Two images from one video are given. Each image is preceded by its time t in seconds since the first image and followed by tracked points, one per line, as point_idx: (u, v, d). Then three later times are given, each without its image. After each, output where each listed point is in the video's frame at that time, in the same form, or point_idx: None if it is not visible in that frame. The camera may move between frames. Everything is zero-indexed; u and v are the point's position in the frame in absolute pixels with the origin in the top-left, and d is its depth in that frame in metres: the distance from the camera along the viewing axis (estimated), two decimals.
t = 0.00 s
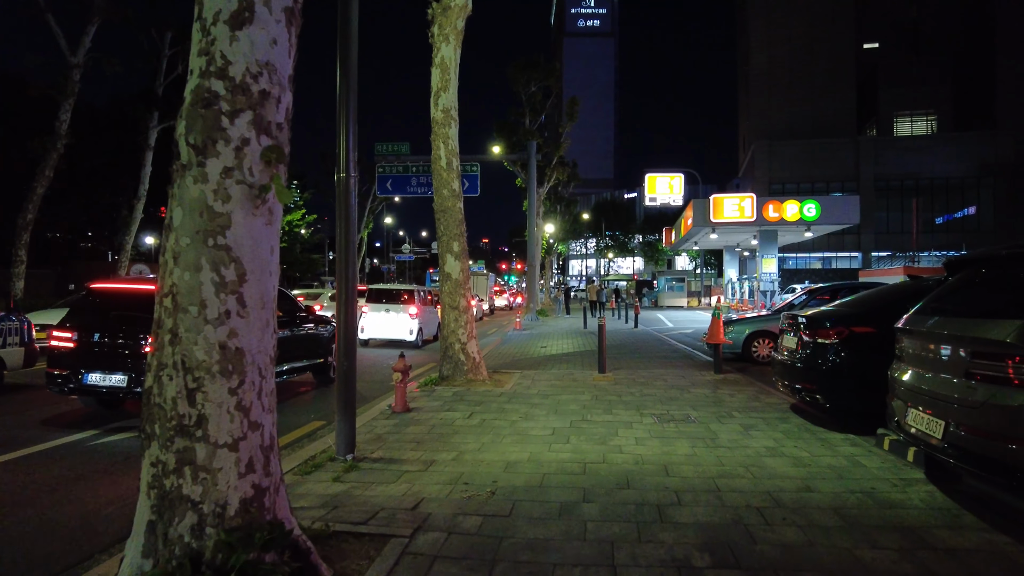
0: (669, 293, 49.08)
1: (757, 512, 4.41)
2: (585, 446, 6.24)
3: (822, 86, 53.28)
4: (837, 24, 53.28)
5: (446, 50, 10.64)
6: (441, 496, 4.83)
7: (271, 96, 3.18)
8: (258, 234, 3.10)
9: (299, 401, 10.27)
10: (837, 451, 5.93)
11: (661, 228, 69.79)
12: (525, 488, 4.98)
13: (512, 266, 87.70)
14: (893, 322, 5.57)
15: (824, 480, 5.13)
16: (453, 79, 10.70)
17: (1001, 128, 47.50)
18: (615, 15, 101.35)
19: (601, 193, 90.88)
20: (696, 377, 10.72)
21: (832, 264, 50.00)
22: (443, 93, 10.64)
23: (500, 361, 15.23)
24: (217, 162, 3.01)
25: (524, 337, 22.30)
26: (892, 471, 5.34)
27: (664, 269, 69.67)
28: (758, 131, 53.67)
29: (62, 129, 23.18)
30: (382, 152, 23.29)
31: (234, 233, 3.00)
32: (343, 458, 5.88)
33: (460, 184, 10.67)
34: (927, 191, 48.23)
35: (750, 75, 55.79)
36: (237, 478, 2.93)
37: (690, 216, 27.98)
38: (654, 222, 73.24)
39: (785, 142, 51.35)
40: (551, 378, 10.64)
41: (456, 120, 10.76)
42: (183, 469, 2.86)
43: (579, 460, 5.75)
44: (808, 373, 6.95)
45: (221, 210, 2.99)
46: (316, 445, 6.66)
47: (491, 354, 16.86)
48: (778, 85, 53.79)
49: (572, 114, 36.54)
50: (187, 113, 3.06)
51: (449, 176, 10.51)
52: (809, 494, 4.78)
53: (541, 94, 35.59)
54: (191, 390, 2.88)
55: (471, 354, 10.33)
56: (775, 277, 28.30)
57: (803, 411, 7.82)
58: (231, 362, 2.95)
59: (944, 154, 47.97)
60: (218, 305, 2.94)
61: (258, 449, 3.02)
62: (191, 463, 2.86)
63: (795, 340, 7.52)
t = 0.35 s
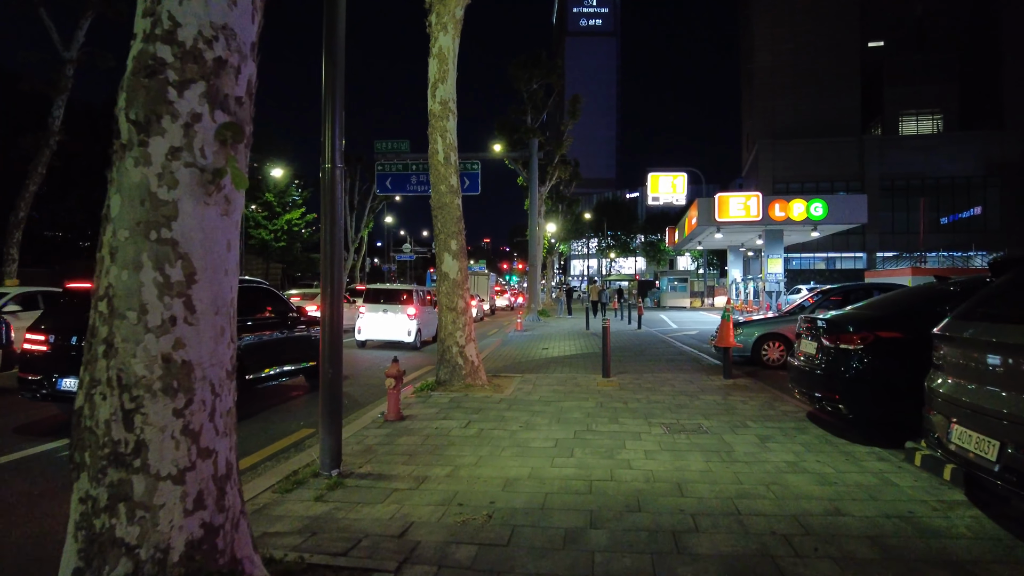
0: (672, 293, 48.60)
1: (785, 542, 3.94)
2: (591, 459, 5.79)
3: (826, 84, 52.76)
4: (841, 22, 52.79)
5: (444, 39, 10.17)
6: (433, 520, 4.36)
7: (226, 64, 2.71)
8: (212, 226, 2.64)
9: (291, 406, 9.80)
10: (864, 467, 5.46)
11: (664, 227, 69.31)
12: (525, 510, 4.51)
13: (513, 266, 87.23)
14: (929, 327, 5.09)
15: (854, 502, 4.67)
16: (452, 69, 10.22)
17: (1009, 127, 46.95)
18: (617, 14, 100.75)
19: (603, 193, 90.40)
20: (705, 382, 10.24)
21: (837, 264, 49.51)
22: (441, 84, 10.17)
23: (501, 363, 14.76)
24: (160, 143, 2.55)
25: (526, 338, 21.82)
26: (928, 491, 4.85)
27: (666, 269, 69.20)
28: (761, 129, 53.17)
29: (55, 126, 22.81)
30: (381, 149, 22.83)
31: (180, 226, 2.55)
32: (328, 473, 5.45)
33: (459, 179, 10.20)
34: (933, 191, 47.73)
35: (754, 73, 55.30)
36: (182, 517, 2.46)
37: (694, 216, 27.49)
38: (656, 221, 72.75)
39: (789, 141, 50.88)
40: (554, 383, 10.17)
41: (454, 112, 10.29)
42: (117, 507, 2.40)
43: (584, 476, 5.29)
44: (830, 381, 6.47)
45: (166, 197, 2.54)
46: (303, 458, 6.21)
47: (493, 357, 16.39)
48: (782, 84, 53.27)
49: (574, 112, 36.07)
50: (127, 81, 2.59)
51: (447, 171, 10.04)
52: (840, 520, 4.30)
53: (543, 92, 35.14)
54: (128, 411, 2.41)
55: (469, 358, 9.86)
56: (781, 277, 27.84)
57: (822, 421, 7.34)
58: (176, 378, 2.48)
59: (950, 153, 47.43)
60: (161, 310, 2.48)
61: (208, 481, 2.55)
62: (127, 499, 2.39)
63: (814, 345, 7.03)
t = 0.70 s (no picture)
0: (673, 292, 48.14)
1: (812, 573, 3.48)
2: (592, 472, 5.33)
3: (829, 82, 52.24)
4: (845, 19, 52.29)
5: (438, 26, 9.70)
6: (415, 545, 3.91)
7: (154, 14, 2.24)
8: (135, 210, 2.19)
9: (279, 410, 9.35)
10: (887, 481, 5.00)
11: (665, 226, 68.86)
12: (519, 532, 4.06)
13: (513, 266, 86.78)
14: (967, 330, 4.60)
15: (885, 522, 4.20)
16: (446, 57, 9.76)
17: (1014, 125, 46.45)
18: (619, 12, 100.15)
19: (604, 192, 89.94)
20: (711, 385, 9.80)
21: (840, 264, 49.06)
22: (435, 72, 9.71)
23: (498, 364, 14.37)
24: (70, 104, 2.09)
25: (526, 337, 21.39)
26: (966, 509, 4.39)
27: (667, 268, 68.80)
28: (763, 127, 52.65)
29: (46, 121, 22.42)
30: (379, 146, 22.38)
31: (92, 209, 2.09)
32: (304, 488, 5.02)
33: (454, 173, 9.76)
34: (938, 190, 47.26)
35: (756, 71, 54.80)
36: (87, 563, 2.01)
37: (696, 213, 27.06)
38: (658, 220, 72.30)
39: (792, 139, 50.41)
40: (552, 385, 9.73)
41: (449, 103, 9.84)
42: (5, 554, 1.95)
43: (585, 492, 4.83)
44: (849, 386, 6.01)
45: (77, 171, 2.08)
46: (281, 469, 5.75)
47: (490, 357, 15.94)
48: (785, 81, 52.77)
49: (575, 108, 35.60)
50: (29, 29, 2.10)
51: (441, 164, 9.59)
52: (873, 544, 3.84)
53: (543, 88, 34.68)
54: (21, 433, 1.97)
55: (464, 359, 9.41)
56: (785, 276, 27.41)
57: (838, 429, 6.88)
58: (84, 392, 2.04)
59: (955, 152, 46.94)
60: (66, 307, 2.03)
61: (122, 516, 2.10)
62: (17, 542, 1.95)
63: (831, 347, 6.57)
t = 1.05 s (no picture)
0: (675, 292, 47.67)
1: None
2: (594, 493, 4.88)
3: (832, 79, 51.74)
4: (847, 16, 51.85)
5: (432, 16, 9.27)
6: None
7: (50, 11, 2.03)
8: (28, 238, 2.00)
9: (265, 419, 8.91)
10: (919, 504, 4.54)
11: (667, 226, 68.44)
12: (510, 569, 3.62)
13: (513, 266, 86.32)
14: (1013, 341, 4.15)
15: (922, 553, 3.77)
16: (440, 48, 9.31)
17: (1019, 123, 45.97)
18: (620, 12, 99.61)
19: (605, 192, 89.52)
20: (718, 392, 9.36)
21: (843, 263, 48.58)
22: (428, 64, 9.26)
23: (496, 367, 13.94)
24: None
25: (527, 340, 20.96)
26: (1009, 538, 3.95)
27: (669, 268, 68.31)
28: (766, 125, 52.13)
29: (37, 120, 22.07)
30: (376, 146, 21.96)
31: None
32: (278, 513, 4.59)
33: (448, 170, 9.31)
34: (942, 189, 46.77)
35: (758, 69, 54.34)
36: None
37: (700, 212, 26.61)
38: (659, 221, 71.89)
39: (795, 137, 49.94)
40: (552, 392, 9.27)
41: (443, 96, 9.39)
42: None
43: (586, 518, 4.39)
44: (872, 399, 5.56)
45: None
46: (256, 489, 5.30)
47: (488, 361, 15.39)
48: (787, 79, 52.28)
49: (575, 107, 35.15)
50: None
51: (434, 161, 9.14)
52: None
53: (543, 86, 34.26)
54: None
55: (459, 365, 8.94)
56: (790, 276, 27.00)
57: (857, 442, 6.41)
58: None
59: (959, 150, 46.47)
60: None
61: None
62: None
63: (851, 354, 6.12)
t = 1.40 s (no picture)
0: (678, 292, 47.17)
1: None
2: (604, 514, 4.38)
3: (837, 78, 51.20)
4: (852, 14, 51.29)
5: None
6: None
7: None
8: None
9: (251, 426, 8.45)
10: (969, 528, 4.06)
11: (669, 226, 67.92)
12: None
13: (514, 266, 85.88)
14: None
15: None
16: (437, 34, 8.82)
17: None
18: (621, 11, 98.90)
19: (607, 191, 88.95)
20: (729, 397, 8.88)
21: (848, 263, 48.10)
22: (424, 51, 8.77)
23: (497, 370, 13.50)
24: None
25: (528, 340, 20.47)
26: None
27: (670, 268, 67.90)
28: (770, 124, 51.59)
29: (29, 117, 21.60)
30: (375, 143, 21.50)
31: None
32: (251, 536, 4.11)
33: (446, 162, 8.83)
34: (948, 188, 46.28)
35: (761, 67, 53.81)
36: None
37: (704, 211, 26.15)
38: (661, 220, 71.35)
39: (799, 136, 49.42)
40: (554, 398, 8.80)
41: (440, 85, 8.91)
42: None
43: (595, 544, 3.91)
44: (906, 408, 5.08)
45: None
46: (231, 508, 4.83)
47: (490, 364, 14.85)
48: (791, 77, 51.74)
49: (577, 104, 34.64)
50: None
51: (431, 153, 8.66)
52: None
53: (545, 83, 33.75)
54: None
55: (457, 369, 8.45)
56: (796, 276, 26.59)
57: (885, 453, 5.94)
58: None
59: (965, 149, 45.97)
60: None
61: None
62: None
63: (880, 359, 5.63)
